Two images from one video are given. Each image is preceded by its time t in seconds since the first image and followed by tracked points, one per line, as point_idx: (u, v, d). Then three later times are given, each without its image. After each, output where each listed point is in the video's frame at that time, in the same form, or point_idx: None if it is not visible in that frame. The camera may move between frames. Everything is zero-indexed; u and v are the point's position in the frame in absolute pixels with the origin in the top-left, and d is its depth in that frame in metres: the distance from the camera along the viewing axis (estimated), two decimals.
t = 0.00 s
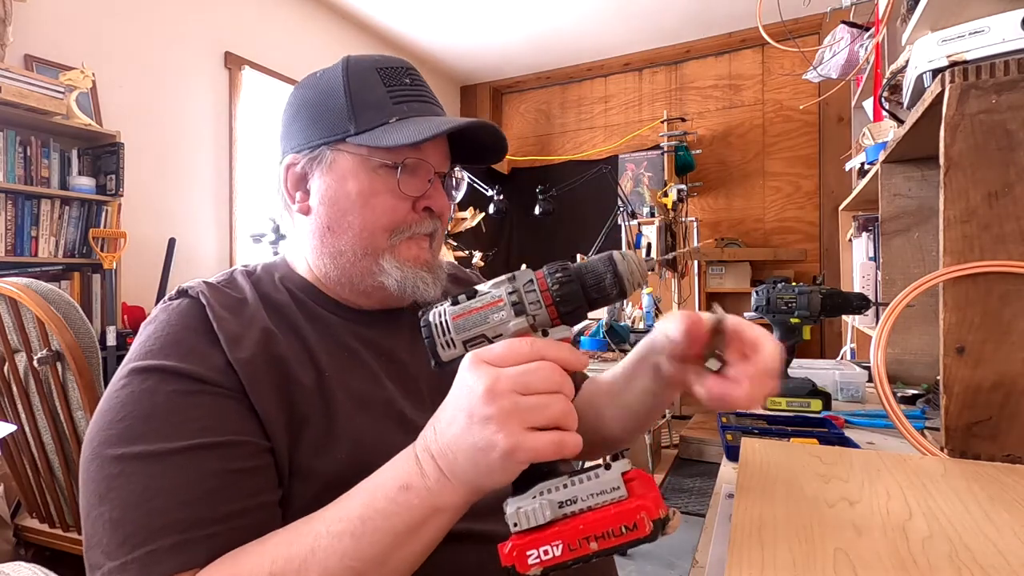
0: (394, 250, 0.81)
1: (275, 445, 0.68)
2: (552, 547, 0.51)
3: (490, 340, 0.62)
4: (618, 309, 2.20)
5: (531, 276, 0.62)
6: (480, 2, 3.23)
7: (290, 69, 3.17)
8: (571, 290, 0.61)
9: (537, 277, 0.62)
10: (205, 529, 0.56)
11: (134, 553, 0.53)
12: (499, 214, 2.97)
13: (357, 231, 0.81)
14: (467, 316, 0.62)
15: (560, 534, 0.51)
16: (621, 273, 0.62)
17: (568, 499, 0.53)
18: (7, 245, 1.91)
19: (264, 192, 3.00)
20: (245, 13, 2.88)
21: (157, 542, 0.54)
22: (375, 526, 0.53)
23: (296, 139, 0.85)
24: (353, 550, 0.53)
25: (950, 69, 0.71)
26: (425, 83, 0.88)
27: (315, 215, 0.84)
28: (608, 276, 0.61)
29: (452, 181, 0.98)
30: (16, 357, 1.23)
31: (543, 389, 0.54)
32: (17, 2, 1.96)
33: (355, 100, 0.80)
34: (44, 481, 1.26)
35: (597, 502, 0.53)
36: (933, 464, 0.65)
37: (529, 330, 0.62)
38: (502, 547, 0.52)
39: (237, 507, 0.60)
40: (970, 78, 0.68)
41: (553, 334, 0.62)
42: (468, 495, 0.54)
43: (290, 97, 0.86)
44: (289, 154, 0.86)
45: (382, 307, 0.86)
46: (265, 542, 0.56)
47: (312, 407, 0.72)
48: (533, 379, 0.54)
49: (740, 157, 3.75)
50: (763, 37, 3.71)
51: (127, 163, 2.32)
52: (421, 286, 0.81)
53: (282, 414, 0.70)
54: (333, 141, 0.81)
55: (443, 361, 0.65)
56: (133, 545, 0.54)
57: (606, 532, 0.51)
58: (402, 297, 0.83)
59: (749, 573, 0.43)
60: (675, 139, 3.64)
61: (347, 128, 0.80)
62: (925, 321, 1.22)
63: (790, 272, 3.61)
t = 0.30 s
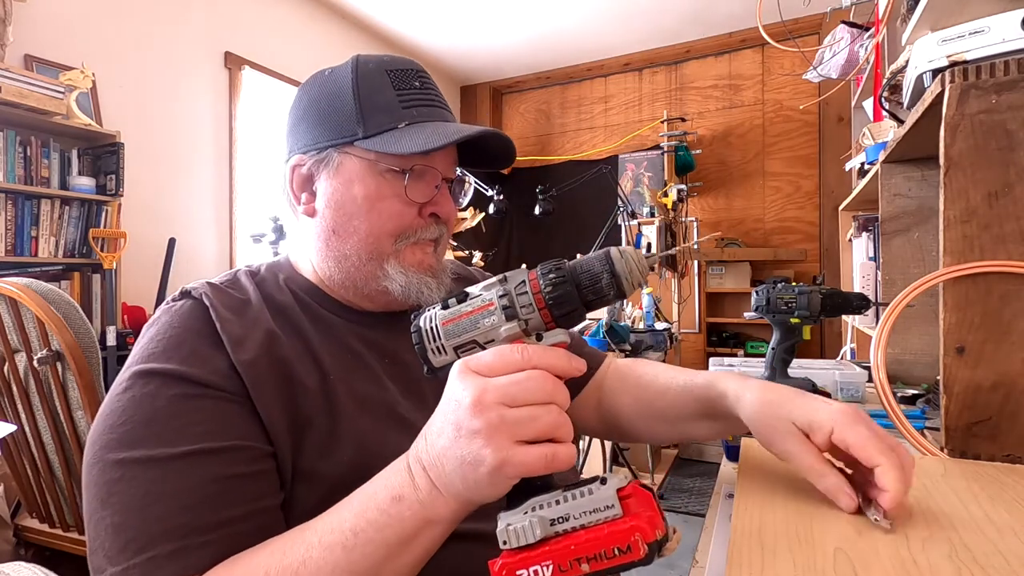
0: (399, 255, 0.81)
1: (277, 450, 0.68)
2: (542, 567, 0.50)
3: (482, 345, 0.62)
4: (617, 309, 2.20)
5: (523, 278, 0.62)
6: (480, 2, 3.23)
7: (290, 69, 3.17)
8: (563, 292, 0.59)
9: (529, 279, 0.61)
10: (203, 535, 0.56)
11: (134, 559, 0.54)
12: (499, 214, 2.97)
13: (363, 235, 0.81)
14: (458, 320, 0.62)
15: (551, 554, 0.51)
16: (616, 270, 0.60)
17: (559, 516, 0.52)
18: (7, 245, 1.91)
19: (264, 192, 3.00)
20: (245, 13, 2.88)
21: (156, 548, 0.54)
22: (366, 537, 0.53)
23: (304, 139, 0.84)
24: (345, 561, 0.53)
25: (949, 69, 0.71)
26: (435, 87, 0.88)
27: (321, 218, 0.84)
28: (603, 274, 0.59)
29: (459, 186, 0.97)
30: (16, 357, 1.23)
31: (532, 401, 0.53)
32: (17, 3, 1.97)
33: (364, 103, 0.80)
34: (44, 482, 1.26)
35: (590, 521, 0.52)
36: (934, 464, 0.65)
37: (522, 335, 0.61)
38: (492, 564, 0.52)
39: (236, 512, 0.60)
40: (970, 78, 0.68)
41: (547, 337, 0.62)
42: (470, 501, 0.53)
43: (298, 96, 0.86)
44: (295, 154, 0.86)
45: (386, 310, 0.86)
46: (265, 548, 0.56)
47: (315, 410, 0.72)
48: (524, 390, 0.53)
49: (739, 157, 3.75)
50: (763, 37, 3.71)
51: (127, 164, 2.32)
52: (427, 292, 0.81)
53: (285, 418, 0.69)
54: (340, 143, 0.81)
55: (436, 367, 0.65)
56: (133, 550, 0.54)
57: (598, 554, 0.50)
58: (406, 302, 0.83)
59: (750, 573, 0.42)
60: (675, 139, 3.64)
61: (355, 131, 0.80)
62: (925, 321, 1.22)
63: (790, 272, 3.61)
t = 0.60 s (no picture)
0: (399, 259, 0.81)
1: (275, 452, 0.68)
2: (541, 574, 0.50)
3: (480, 351, 0.62)
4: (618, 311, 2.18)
5: (522, 283, 0.62)
6: (480, 3, 3.23)
7: (290, 69, 3.17)
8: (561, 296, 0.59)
9: (527, 283, 0.61)
10: (200, 538, 0.56)
11: (131, 561, 0.54)
12: (499, 214, 2.97)
13: (363, 239, 0.81)
14: (455, 326, 0.62)
15: (549, 560, 0.51)
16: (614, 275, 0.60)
17: (558, 522, 0.53)
18: (7, 245, 1.91)
19: (264, 192, 3.00)
20: (245, 13, 2.88)
21: (154, 550, 0.54)
22: (363, 543, 0.53)
23: (304, 140, 0.84)
24: (342, 566, 0.53)
25: (950, 69, 0.71)
26: (438, 89, 0.88)
27: (321, 220, 0.84)
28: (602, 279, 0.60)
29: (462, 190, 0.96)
30: (16, 357, 1.23)
31: (531, 407, 0.53)
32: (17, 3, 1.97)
33: (365, 106, 0.80)
34: (44, 481, 1.26)
35: (587, 527, 0.52)
36: (934, 464, 0.65)
37: (520, 340, 0.61)
38: (490, 573, 0.52)
39: (233, 514, 0.60)
40: (970, 78, 0.68)
41: (545, 342, 0.61)
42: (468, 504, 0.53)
43: (300, 97, 0.86)
44: (296, 155, 0.86)
45: (385, 313, 0.86)
46: (265, 551, 0.56)
47: (315, 412, 0.72)
48: (522, 396, 0.53)
49: (740, 157, 3.75)
50: (763, 37, 3.70)
51: (127, 164, 2.32)
52: (425, 296, 0.81)
53: (284, 419, 0.69)
54: (340, 146, 0.81)
55: (433, 372, 0.66)
56: (130, 552, 0.54)
57: (598, 560, 0.50)
58: (405, 305, 0.83)
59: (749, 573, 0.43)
60: (675, 139, 3.65)
61: (356, 133, 0.80)
62: (925, 321, 1.22)
63: (790, 272, 3.61)
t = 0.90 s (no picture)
0: (395, 258, 0.81)
1: (278, 451, 0.68)
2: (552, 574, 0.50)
3: (495, 361, 0.63)
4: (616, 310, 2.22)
5: (534, 296, 0.63)
6: (480, 3, 3.23)
7: (290, 69, 3.17)
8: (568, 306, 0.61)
9: (538, 296, 0.62)
10: (204, 537, 0.56)
11: (136, 560, 0.54)
12: (499, 214, 2.97)
13: (361, 238, 0.81)
14: (470, 338, 0.63)
15: (560, 559, 0.50)
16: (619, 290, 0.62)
17: (568, 522, 0.53)
18: (8, 245, 1.91)
19: (264, 192, 3.00)
20: (245, 13, 2.88)
21: (160, 549, 0.54)
22: (382, 543, 0.53)
23: (302, 141, 0.85)
24: (360, 565, 0.53)
25: (950, 69, 0.71)
26: (435, 89, 0.88)
27: (320, 220, 0.84)
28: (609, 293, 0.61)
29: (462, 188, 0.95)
30: (16, 357, 1.23)
31: (541, 411, 0.54)
32: (17, 3, 1.97)
33: (362, 106, 0.80)
34: (44, 482, 1.26)
35: (597, 527, 0.52)
36: (934, 464, 0.65)
37: (532, 349, 0.63)
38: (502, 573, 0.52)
39: (235, 514, 0.59)
40: (970, 78, 0.68)
41: (556, 352, 0.63)
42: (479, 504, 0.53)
43: (298, 99, 0.86)
44: (295, 156, 0.86)
45: (384, 312, 0.86)
46: (271, 552, 0.56)
47: (317, 412, 0.72)
48: (532, 399, 0.53)
49: (739, 157, 3.75)
50: (763, 38, 3.71)
51: (127, 164, 2.32)
52: (421, 294, 0.82)
53: (287, 420, 0.69)
54: (337, 146, 0.81)
55: (451, 383, 0.65)
56: (136, 550, 0.54)
57: (606, 558, 0.49)
58: (402, 305, 0.83)
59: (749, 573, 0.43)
60: (675, 139, 3.65)
61: (353, 133, 0.80)
62: (925, 321, 1.22)
63: (790, 272, 3.61)
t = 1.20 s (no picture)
0: (395, 254, 0.81)
1: (276, 451, 0.67)
2: None
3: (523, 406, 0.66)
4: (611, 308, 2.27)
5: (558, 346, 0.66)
6: (480, 3, 3.23)
7: (290, 69, 3.17)
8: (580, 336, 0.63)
9: (562, 348, 0.64)
10: (203, 536, 0.56)
11: (135, 559, 0.54)
12: (499, 214, 2.97)
13: (361, 234, 0.81)
14: (504, 384, 0.68)
15: None
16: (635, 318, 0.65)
17: (564, 553, 0.45)
18: (7, 245, 1.91)
19: (265, 192, 3.00)
20: (245, 13, 2.88)
21: (158, 548, 0.54)
22: (392, 560, 0.57)
23: (303, 139, 0.85)
24: None
25: (950, 69, 0.71)
26: (434, 86, 0.88)
27: (320, 217, 0.84)
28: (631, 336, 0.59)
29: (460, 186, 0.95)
30: (16, 357, 1.23)
31: (567, 440, 0.55)
32: (17, 3, 1.97)
33: (361, 103, 0.80)
34: (44, 481, 1.26)
35: (589, 558, 0.43)
36: (934, 464, 0.65)
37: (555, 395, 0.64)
38: None
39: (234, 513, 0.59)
40: (970, 78, 0.68)
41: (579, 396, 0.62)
42: (492, 516, 0.55)
43: (298, 97, 0.86)
44: (295, 154, 0.86)
45: (383, 309, 0.86)
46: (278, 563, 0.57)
47: (314, 412, 0.72)
48: (558, 426, 0.55)
49: (739, 157, 3.75)
50: (763, 38, 3.71)
51: (127, 164, 2.32)
52: (420, 291, 0.82)
53: (284, 420, 0.69)
54: (337, 142, 0.81)
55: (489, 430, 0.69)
56: (134, 550, 0.54)
57: None
58: (401, 302, 0.83)
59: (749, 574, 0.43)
60: (675, 139, 3.65)
61: (352, 130, 0.80)
62: (925, 321, 1.22)
63: (790, 272, 3.61)
